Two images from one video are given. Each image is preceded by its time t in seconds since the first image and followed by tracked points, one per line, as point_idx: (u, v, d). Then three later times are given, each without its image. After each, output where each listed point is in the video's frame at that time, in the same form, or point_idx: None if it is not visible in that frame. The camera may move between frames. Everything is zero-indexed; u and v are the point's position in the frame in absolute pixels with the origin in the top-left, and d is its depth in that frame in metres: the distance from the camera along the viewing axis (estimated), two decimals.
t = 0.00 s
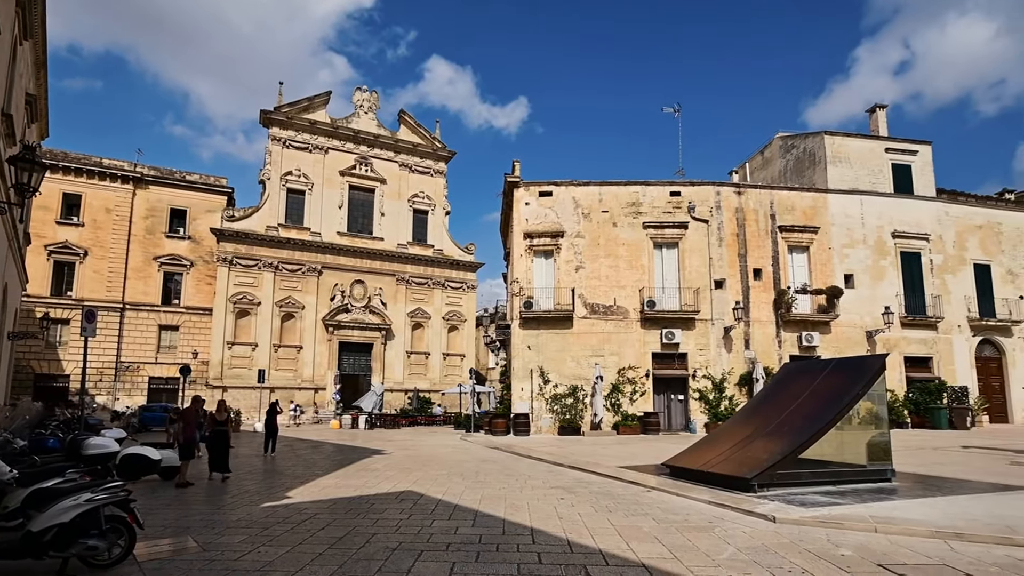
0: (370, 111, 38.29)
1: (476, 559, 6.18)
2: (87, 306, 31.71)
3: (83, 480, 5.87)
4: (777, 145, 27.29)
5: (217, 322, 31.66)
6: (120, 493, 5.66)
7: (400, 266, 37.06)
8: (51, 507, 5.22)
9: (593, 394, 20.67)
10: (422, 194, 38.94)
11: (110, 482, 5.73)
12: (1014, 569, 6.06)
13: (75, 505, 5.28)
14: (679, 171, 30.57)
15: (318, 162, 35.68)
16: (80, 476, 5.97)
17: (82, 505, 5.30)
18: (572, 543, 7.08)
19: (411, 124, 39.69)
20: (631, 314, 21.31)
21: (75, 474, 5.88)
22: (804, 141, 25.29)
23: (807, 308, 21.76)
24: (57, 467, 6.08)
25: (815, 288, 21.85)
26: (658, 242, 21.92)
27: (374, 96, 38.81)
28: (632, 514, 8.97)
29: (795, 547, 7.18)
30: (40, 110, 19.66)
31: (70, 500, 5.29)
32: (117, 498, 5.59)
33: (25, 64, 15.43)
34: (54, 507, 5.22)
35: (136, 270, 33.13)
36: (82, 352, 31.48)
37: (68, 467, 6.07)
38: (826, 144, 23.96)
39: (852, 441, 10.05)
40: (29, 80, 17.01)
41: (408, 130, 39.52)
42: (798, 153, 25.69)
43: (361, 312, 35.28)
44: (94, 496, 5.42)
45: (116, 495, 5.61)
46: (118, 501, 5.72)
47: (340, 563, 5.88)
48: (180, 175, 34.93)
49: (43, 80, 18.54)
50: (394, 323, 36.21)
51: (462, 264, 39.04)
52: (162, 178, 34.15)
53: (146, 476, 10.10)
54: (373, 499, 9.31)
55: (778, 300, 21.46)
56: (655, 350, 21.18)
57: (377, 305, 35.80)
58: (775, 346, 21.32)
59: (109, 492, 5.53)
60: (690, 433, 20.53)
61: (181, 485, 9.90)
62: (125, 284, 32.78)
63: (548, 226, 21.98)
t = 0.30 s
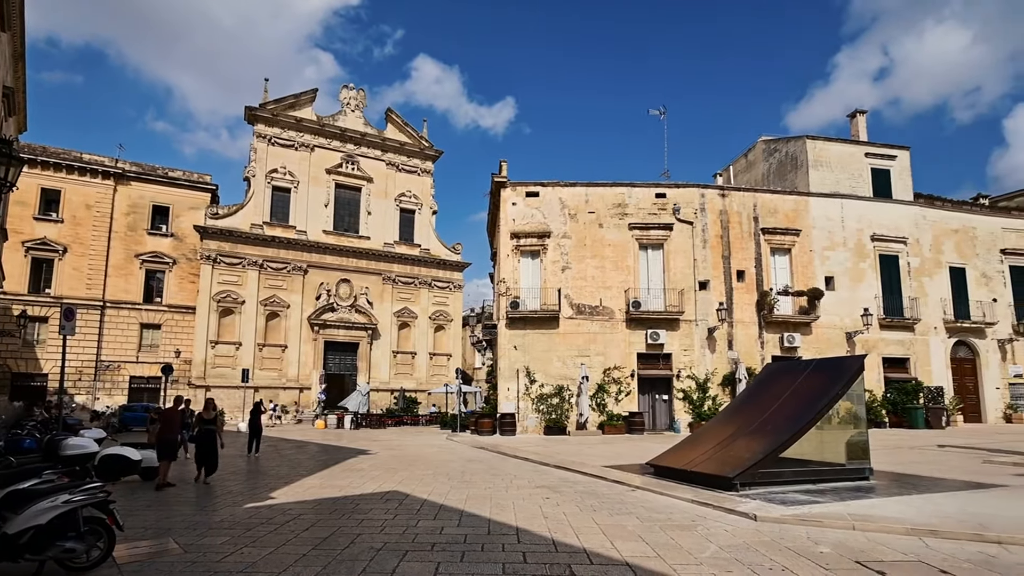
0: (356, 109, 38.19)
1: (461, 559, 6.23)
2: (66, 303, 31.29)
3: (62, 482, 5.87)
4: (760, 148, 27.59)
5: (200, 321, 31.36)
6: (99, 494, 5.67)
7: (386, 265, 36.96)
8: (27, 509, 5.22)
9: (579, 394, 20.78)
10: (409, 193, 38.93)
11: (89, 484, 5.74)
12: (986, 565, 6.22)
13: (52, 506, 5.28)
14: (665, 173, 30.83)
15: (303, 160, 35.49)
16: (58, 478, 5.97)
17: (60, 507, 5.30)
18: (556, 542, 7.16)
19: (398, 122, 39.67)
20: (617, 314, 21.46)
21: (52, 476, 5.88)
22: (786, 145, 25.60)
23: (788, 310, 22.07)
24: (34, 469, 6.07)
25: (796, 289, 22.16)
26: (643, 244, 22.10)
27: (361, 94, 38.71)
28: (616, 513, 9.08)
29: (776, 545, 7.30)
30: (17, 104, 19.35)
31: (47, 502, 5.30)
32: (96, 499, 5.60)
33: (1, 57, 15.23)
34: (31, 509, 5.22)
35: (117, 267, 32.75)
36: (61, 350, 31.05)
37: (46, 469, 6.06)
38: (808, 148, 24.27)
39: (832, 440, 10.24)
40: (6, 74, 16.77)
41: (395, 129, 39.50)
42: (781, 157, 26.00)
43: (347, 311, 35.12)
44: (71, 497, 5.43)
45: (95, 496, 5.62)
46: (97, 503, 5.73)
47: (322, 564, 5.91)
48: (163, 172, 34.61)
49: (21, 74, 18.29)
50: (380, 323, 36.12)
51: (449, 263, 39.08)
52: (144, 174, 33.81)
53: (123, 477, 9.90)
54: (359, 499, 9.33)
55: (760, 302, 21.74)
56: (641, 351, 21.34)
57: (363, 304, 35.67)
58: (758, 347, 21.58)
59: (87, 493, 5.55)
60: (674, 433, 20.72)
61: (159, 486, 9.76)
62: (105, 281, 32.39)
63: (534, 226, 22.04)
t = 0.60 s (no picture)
0: (343, 106, 38.07)
1: (446, 559, 6.29)
2: (44, 301, 30.84)
3: (39, 483, 5.85)
4: (743, 152, 27.87)
5: (183, 319, 31.04)
6: (77, 495, 5.66)
7: (373, 264, 36.85)
8: (4, 510, 5.20)
9: (565, 394, 20.88)
10: (396, 192, 38.88)
11: (67, 486, 5.72)
12: (957, 560, 6.39)
13: (29, 507, 5.27)
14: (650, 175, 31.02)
15: (289, 157, 35.29)
16: (36, 480, 5.94)
17: (37, 508, 5.29)
18: (541, 542, 7.23)
19: (385, 121, 39.61)
20: (603, 315, 21.60)
21: (29, 478, 5.85)
22: (769, 149, 25.90)
23: (770, 311, 22.36)
24: (12, 470, 6.04)
25: (779, 291, 22.45)
26: (629, 245, 22.25)
27: (348, 92, 38.59)
28: (600, 512, 9.17)
29: (757, 543, 7.43)
30: None
31: (24, 503, 5.29)
32: (74, 500, 5.58)
33: None
34: (8, 511, 5.21)
35: (97, 264, 32.34)
36: (39, 349, 30.59)
37: (23, 471, 6.04)
38: (790, 152, 24.55)
39: (812, 439, 10.42)
40: None
41: (382, 128, 39.44)
42: (764, 161, 26.30)
43: (333, 310, 34.97)
44: (49, 498, 5.41)
45: (73, 498, 5.60)
46: (75, 505, 5.71)
47: (305, 564, 5.94)
48: (145, 168, 34.27)
49: None
50: (366, 322, 36.01)
51: (435, 263, 39.10)
52: (126, 170, 33.45)
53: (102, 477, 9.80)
54: (344, 500, 9.35)
55: (743, 303, 22.01)
56: (626, 351, 21.49)
57: (349, 303, 35.53)
58: (741, 348, 21.83)
59: (64, 494, 5.54)
60: (659, 433, 20.90)
61: (138, 489, 9.61)
62: (85, 278, 31.97)
63: (521, 227, 22.09)
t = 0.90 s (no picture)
0: (329, 104, 37.92)
1: (431, 559, 6.32)
2: (22, 298, 30.38)
3: (16, 484, 5.84)
4: (727, 155, 28.13)
5: (165, 317, 30.67)
6: (54, 497, 5.65)
7: (359, 264, 36.73)
8: None
9: (551, 393, 20.98)
10: (382, 191, 38.80)
11: (44, 488, 5.72)
12: (932, 557, 6.54)
13: (5, 509, 5.28)
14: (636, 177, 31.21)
15: (274, 155, 35.06)
16: (13, 481, 5.93)
17: (12, 510, 5.29)
18: (526, 541, 7.29)
19: (372, 119, 39.53)
20: (589, 315, 21.72)
21: (5, 480, 5.84)
22: (752, 153, 26.20)
23: (753, 312, 22.63)
24: None
25: (761, 293, 22.73)
26: (615, 246, 22.40)
27: (334, 89, 38.44)
28: (585, 511, 9.26)
29: (739, 541, 7.54)
30: None
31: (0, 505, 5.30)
32: (51, 501, 5.58)
33: None
34: None
35: (77, 261, 31.92)
36: (17, 347, 30.12)
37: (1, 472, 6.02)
38: (773, 155, 24.83)
39: (793, 438, 10.59)
40: None
41: (369, 126, 39.36)
42: (747, 164, 26.58)
43: (319, 310, 34.79)
44: (25, 500, 5.42)
45: (50, 499, 5.59)
46: (53, 506, 5.70)
47: (287, 565, 5.97)
48: (127, 164, 33.91)
49: None
50: (352, 322, 35.88)
51: (422, 262, 39.08)
52: (107, 166, 33.08)
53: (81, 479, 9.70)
54: (329, 500, 9.35)
55: (727, 304, 22.27)
56: (611, 351, 21.63)
57: (335, 302, 35.37)
58: (724, 349, 22.06)
59: (41, 496, 5.53)
60: (644, 433, 21.07)
61: (118, 490, 9.51)
62: (64, 276, 31.53)
63: (508, 227, 22.14)
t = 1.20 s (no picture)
0: (316, 102, 37.74)
1: (415, 559, 6.36)
2: None
3: None
4: (712, 157, 28.37)
5: (148, 316, 30.35)
6: (32, 499, 5.62)
7: (345, 263, 36.59)
8: None
9: (537, 394, 21.05)
10: (369, 190, 38.69)
11: (23, 489, 5.70)
12: (908, 555, 6.68)
13: None
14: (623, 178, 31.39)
15: (260, 152, 34.83)
16: None
17: None
18: (511, 541, 7.35)
19: (359, 118, 39.41)
20: (575, 316, 21.83)
21: None
22: (736, 156, 26.46)
23: (737, 314, 22.87)
24: None
25: (745, 294, 22.98)
26: (601, 247, 22.54)
27: (321, 87, 38.27)
28: (570, 511, 9.34)
29: (721, 540, 7.65)
30: None
31: None
32: (29, 503, 5.56)
33: None
34: None
35: (57, 258, 31.46)
36: None
37: None
38: (756, 158, 25.08)
39: (774, 438, 10.74)
40: None
41: (356, 125, 39.24)
42: (732, 167, 26.85)
43: (304, 309, 34.60)
44: (3, 501, 5.40)
45: (28, 501, 5.57)
46: (30, 509, 5.67)
47: (272, 566, 5.98)
48: (109, 160, 33.55)
49: None
50: (338, 321, 35.74)
51: (409, 262, 39.04)
52: (88, 161, 32.71)
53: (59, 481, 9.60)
54: (313, 501, 9.34)
55: (711, 305, 22.50)
56: (597, 351, 21.76)
57: (320, 302, 35.21)
58: (708, 349, 22.28)
59: (19, 497, 5.51)
60: (629, 432, 21.21)
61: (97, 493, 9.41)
62: (43, 272, 31.06)
63: (495, 227, 22.18)
